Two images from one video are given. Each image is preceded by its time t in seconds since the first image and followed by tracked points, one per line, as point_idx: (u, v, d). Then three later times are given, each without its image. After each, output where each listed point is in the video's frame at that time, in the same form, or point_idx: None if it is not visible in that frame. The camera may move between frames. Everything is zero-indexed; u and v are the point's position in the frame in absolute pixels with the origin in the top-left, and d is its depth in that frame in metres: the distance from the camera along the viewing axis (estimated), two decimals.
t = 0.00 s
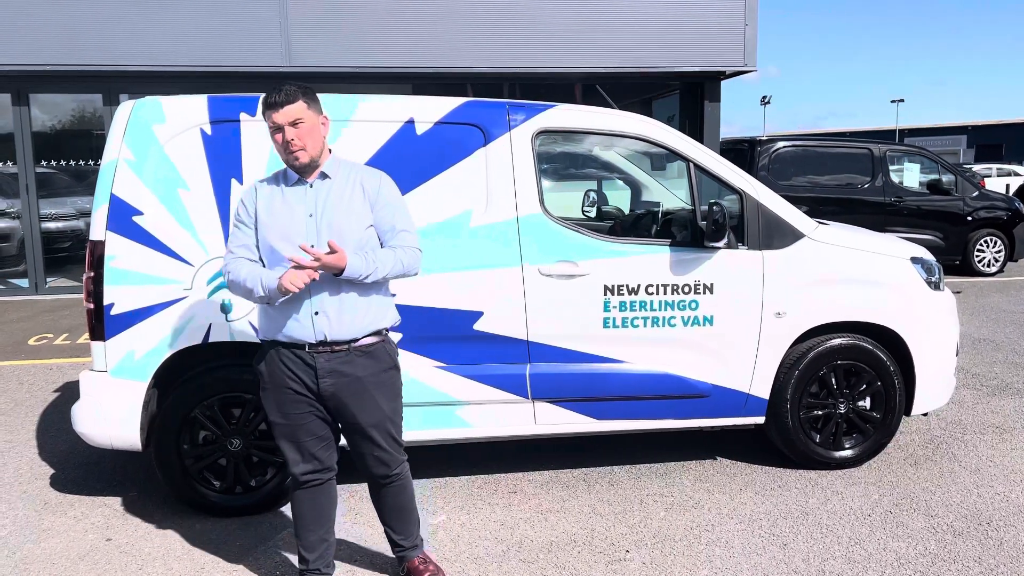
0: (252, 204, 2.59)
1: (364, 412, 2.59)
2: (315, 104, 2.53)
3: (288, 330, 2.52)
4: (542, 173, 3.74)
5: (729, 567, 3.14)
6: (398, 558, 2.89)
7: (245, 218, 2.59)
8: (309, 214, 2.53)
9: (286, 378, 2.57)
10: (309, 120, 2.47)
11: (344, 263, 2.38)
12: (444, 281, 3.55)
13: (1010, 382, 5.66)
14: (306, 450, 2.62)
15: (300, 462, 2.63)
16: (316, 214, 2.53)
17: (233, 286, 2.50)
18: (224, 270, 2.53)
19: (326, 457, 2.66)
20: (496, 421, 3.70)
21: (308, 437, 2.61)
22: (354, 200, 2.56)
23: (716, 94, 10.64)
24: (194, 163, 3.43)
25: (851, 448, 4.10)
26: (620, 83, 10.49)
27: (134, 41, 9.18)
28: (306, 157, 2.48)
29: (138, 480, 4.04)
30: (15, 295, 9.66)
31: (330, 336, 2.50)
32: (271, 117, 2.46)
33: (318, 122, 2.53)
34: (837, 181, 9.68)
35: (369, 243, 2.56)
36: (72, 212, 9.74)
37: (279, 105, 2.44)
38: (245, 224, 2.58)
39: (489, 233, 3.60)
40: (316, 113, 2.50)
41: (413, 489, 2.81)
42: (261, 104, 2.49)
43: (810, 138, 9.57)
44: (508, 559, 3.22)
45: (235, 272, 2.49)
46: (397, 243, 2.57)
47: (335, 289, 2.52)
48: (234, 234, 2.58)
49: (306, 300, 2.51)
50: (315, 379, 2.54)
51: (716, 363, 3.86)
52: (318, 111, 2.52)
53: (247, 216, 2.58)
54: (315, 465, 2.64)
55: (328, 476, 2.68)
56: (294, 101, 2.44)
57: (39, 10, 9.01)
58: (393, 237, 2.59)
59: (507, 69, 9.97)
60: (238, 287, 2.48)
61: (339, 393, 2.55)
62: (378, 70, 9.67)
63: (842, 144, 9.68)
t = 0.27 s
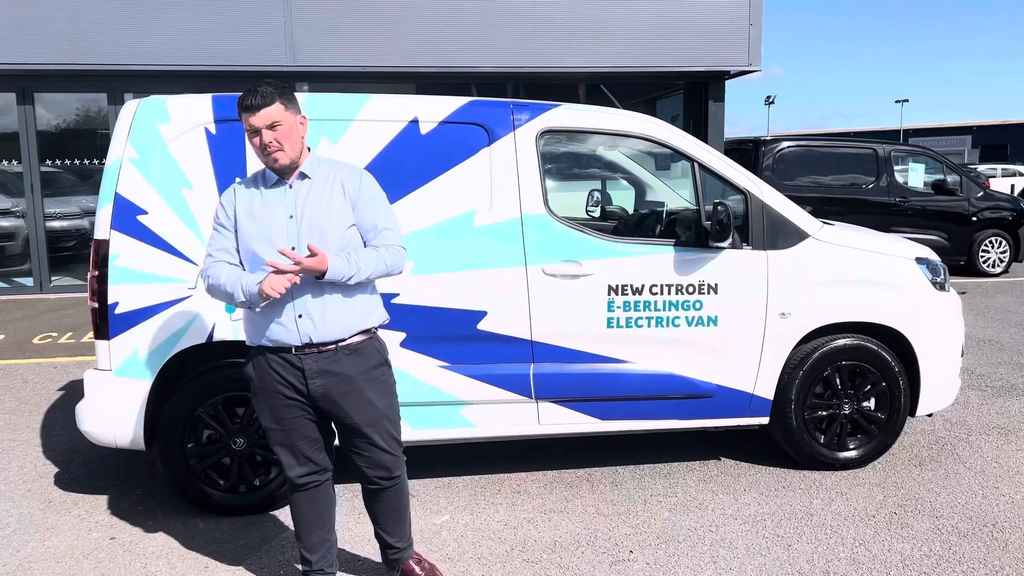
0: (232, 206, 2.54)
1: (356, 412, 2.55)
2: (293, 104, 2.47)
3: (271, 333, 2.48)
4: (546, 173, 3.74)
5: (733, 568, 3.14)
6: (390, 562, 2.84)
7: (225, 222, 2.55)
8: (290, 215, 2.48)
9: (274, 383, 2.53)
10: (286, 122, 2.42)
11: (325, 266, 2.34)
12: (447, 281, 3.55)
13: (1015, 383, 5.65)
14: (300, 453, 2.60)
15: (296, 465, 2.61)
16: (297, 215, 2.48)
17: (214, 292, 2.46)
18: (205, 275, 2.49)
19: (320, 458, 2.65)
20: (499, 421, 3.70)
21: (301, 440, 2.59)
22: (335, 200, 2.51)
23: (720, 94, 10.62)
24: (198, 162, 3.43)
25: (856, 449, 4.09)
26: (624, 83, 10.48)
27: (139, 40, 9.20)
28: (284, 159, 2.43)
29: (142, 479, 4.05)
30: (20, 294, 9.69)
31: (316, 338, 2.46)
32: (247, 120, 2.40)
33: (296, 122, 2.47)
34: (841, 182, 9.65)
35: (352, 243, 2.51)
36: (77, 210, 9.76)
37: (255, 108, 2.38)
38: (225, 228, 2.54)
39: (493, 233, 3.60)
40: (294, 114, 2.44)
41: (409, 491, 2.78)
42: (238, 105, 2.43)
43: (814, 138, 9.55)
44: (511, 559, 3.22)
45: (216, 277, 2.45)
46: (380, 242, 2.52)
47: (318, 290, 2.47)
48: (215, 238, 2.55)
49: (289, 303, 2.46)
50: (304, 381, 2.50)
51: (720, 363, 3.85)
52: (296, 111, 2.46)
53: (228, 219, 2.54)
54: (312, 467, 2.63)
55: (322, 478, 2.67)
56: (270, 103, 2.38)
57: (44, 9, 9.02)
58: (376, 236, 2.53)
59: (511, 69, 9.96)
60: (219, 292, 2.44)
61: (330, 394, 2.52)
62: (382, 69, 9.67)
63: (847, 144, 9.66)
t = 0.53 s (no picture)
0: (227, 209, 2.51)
1: (348, 414, 2.48)
2: (285, 103, 2.43)
3: (269, 335, 2.44)
4: (550, 173, 3.73)
5: (736, 568, 3.13)
6: None
7: (221, 226, 2.52)
8: (285, 216, 2.43)
9: (274, 384, 2.49)
10: (278, 122, 2.38)
11: (321, 267, 2.30)
12: (450, 280, 3.55)
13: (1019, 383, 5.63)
14: (300, 455, 2.57)
15: (295, 467, 2.58)
16: (292, 216, 2.43)
17: (213, 296, 2.42)
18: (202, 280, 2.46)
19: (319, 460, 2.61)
20: (502, 421, 3.69)
21: (300, 442, 2.55)
22: (330, 200, 2.46)
23: (723, 93, 10.60)
24: (201, 162, 3.43)
25: (860, 449, 4.08)
26: (628, 82, 10.47)
27: (143, 40, 9.21)
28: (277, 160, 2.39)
29: (146, 478, 4.05)
30: (24, 293, 9.71)
31: (313, 339, 2.41)
32: (239, 121, 2.36)
33: (289, 122, 2.43)
34: (845, 181, 9.63)
35: (349, 243, 2.46)
36: (81, 210, 9.78)
37: (246, 109, 2.34)
38: (222, 231, 2.51)
39: (496, 233, 3.60)
40: (286, 114, 2.40)
41: (384, 508, 2.67)
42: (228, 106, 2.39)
43: (818, 138, 9.53)
44: (515, 558, 3.22)
45: (213, 281, 2.42)
46: (377, 240, 2.47)
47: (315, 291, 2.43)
48: (211, 241, 2.52)
49: (286, 305, 2.41)
50: (301, 382, 2.45)
51: (724, 363, 3.85)
52: (288, 110, 2.42)
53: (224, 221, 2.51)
54: (310, 468, 2.60)
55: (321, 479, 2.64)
56: (262, 103, 2.34)
57: (48, 8, 9.04)
58: (373, 234, 2.48)
59: (514, 69, 9.96)
60: (217, 297, 2.41)
61: (326, 395, 2.47)
62: (386, 69, 9.67)
63: (851, 144, 9.64)
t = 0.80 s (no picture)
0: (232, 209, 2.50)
1: (348, 414, 2.46)
2: (293, 103, 2.42)
3: (275, 337, 2.44)
4: (551, 172, 3.73)
5: (738, 568, 3.13)
6: None
7: (226, 227, 2.52)
8: (290, 217, 2.43)
9: (280, 383, 2.48)
10: (286, 121, 2.37)
11: (327, 272, 2.29)
12: (451, 279, 3.54)
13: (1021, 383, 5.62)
14: (303, 456, 2.56)
15: (298, 467, 2.58)
16: (297, 217, 2.43)
17: (217, 296, 2.42)
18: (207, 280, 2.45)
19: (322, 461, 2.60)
20: (503, 421, 3.69)
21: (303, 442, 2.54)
22: (336, 201, 2.46)
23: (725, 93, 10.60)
24: (203, 162, 3.43)
25: (862, 448, 4.08)
26: (629, 81, 10.46)
27: (144, 39, 9.22)
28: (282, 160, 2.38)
29: (147, 477, 4.06)
30: (26, 292, 9.71)
31: (318, 340, 2.40)
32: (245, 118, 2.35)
33: (296, 122, 2.42)
34: (847, 181, 9.62)
35: (354, 245, 2.46)
36: (82, 209, 9.79)
37: (254, 106, 2.33)
38: (226, 232, 2.51)
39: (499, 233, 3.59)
40: (293, 114, 2.40)
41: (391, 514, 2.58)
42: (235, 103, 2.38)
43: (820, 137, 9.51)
44: (516, 558, 3.22)
45: (217, 283, 2.42)
46: (383, 242, 2.46)
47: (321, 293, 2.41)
48: (216, 241, 2.51)
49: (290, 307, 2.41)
50: (304, 381, 2.45)
51: (725, 363, 3.84)
52: (295, 110, 2.41)
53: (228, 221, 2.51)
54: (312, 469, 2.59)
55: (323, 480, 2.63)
56: (270, 102, 2.34)
57: (50, 8, 9.04)
58: (379, 236, 2.48)
59: (516, 68, 9.95)
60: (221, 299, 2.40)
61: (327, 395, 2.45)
62: (387, 68, 9.67)
63: (852, 143, 9.63)
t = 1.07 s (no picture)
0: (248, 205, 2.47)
1: (368, 420, 2.44)
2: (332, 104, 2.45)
3: (288, 339, 2.39)
4: (551, 172, 3.72)
5: (738, 567, 3.13)
6: None
7: (240, 223, 2.48)
8: (307, 216, 2.38)
9: (291, 388, 2.45)
10: (323, 115, 2.37)
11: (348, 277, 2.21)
12: (452, 279, 3.54)
13: (1021, 382, 5.62)
14: (312, 459, 2.54)
15: (307, 470, 2.56)
16: (314, 217, 2.38)
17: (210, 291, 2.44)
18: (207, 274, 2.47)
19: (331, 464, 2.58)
20: (504, 420, 3.69)
21: (312, 446, 2.52)
22: (355, 202, 2.40)
23: (725, 92, 10.59)
24: (203, 162, 3.43)
25: (862, 448, 4.07)
26: (629, 81, 10.46)
27: (143, 39, 9.21)
28: (308, 150, 2.35)
29: (148, 477, 4.06)
30: (26, 293, 9.71)
31: (329, 342, 2.36)
32: (286, 99, 2.35)
33: (330, 121, 2.43)
34: (846, 180, 9.62)
35: (371, 249, 2.40)
36: (82, 209, 9.78)
37: (299, 90, 2.34)
38: (241, 228, 2.48)
39: (499, 232, 3.59)
40: (331, 112, 2.41)
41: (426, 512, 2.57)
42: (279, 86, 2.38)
43: (820, 136, 9.51)
44: (516, 558, 3.22)
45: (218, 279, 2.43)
46: (402, 247, 2.39)
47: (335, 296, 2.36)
48: (229, 237, 2.49)
49: (303, 308, 2.37)
50: (318, 388, 2.42)
51: (726, 362, 3.84)
52: (334, 110, 2.43)
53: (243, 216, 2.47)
54: (323, 471, 2.57)
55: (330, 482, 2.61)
56: (315, 91, 2.35)
57: (49, 8, 9.05)
58: (397, 241, 2.41)
59: (515, 67, 9.95)
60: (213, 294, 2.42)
61: (342, 401, 2.42)
62: (387, 68, 9.67)
63: (852, 142, 9.62)
